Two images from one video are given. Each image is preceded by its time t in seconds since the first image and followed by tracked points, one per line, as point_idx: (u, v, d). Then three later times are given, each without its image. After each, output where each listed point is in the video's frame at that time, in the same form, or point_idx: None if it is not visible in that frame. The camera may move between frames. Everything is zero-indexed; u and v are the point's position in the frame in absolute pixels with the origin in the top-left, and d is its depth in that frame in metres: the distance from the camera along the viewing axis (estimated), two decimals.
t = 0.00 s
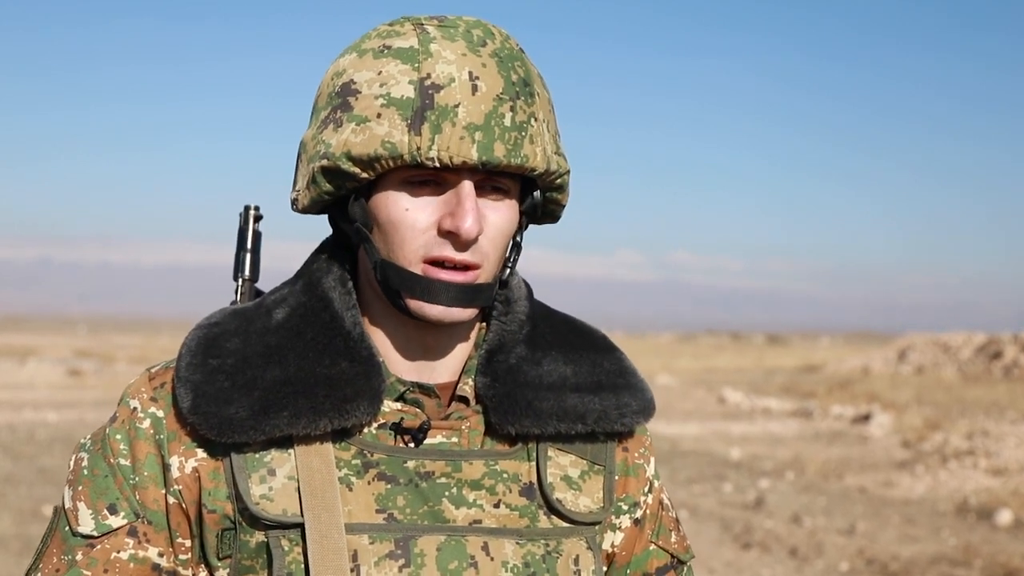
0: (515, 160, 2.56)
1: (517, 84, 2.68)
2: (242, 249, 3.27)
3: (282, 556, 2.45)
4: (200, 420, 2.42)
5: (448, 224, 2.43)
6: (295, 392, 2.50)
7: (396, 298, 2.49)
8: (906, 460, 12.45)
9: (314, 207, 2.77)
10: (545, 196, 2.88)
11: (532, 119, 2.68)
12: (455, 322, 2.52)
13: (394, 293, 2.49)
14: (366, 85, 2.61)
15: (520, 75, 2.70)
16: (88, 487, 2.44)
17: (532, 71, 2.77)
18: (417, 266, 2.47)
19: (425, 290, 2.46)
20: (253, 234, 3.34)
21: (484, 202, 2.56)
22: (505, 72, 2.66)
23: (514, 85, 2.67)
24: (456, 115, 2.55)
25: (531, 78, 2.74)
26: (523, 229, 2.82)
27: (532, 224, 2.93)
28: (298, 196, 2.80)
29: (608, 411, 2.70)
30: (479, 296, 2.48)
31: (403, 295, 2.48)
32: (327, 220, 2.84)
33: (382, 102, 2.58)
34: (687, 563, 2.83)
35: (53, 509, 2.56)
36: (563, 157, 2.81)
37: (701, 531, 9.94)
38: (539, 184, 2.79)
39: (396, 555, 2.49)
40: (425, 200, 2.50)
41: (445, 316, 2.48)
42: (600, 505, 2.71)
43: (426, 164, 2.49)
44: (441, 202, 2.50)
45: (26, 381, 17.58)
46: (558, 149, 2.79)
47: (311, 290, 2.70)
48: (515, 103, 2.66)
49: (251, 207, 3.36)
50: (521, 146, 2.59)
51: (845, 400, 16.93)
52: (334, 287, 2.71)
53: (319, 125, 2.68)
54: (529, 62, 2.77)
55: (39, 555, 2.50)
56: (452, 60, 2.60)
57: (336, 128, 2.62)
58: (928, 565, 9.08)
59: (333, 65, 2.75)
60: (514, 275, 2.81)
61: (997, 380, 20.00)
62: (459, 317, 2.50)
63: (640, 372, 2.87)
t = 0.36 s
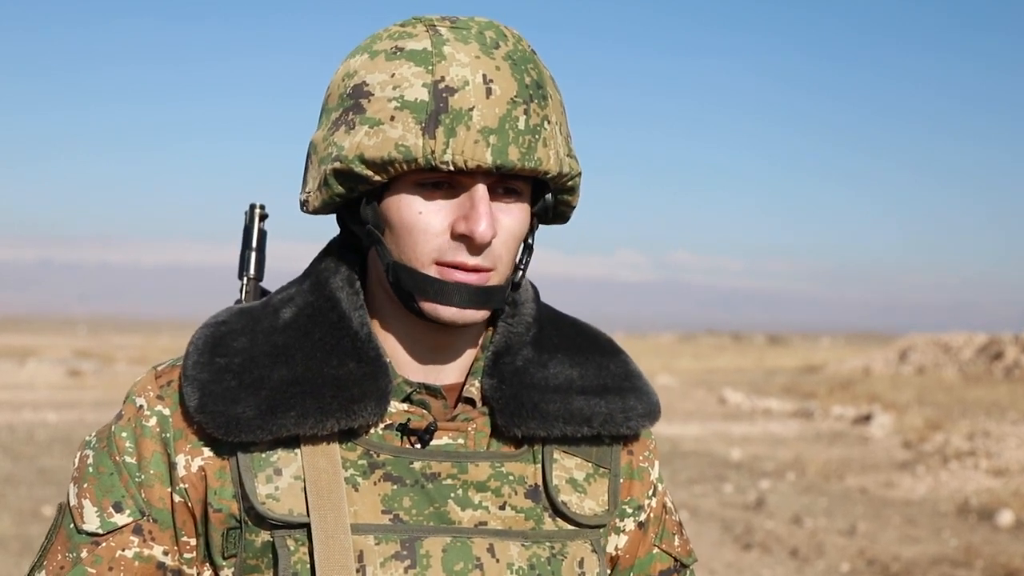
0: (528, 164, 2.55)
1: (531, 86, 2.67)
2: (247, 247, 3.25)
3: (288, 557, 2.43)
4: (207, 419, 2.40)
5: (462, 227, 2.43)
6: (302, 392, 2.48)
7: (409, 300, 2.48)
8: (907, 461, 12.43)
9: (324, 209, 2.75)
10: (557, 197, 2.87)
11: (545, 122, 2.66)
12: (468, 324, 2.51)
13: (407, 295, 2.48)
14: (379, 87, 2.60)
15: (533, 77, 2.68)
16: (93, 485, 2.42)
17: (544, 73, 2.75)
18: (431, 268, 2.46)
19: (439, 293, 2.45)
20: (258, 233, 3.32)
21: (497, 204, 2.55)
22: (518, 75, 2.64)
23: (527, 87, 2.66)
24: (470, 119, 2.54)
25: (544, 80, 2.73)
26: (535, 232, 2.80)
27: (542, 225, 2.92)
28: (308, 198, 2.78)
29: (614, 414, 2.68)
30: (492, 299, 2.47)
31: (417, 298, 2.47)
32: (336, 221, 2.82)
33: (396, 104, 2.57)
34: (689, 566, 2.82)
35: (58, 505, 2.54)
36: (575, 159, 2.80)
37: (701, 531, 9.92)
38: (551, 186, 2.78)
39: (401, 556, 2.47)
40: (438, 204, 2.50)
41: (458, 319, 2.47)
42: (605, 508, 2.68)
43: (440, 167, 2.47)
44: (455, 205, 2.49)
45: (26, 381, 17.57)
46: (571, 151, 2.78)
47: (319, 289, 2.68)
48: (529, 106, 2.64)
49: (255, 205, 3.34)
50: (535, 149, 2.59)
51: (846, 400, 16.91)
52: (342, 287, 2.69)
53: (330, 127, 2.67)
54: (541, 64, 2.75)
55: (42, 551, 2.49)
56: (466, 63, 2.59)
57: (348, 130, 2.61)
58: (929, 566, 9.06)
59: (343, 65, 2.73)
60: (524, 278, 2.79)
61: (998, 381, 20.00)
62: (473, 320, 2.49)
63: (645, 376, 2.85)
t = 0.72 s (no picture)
0: (531, 161, 2.54)
1: (531, 84, 2.66)
2: (242, 251, 3.22)
3: (285, 559, 2.41)
4: (204, 419, 2.39)
5: (466, 226, 2.42)
6: (300, 393, 2.47)
7: (411, 301, 2.47)
8: (908, 462, 12.41)
9: (323, 211, 2.74)
10: (557, 197, 2.85)
11: (547, 120, 2.65)
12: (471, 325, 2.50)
13: (409, 297, 2.47)
14: (379, 87, 2.59)
15: (534, 76, 2.67)
16: (87, 488, 2.41)
17: (543, 72, 2.74)
18: (433, 270, 2.45)
19: (442, 293, 2.44)
20: (253, 237, 3.29)
21: (499, 204, 2.54)
22: (519, 73, 2.63)
23: (528, 86, 2.65)
24: (473, 117, 2.53)
25: (544, 78, 2.72)
26: (535, 233, 2.79)
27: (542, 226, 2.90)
28: (306, 200, 2.77)
29: (614, 416, 2.67)
30: (495, 299, 2.46)
31: (419, 299, 2.46)
32: (334, 223, 2.81)
33: (397, 104, 2.56)
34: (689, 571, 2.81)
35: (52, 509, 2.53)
36: (576, 158, 2.78)
37: (702, 532, 9.90)
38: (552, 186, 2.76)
39: (400, 558, 2.46)
40: (441, 203, 2.48)
41: (462, 320, 2.46)
42: (605, 511, 2.67)
43: (443, 166, 2.46)
44: (457, 204, 2.48)
45: (26, 381, 17.56)
46: (572, 150, 2.77)
47: (316, 291, 2.67)
48: (530, 104, 2.63)
49: (250, 209, 3.31)
50: (537, 147, 2.58)
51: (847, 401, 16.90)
52: (339, 288, 2.68)
53: (329, 128, 2.66)
54: (540, 63, 2.74)
55: (37, 555, 2.48)
56: (467, 61, 2.58)
57: (348, 131, 2.60)
58: (930, 567, 9.03)
59: (341, 66, 2.72)
60: (524, 279, 2.78)
61: (999, 381, 19.98)
62: (476, 320, 2.48)
63: (645, 379, 2.84)
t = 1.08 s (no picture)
0: (534, 161, 2.53)
1: (534, 84, 2.64)
2: (242, 256, 3.20)
3: (287, 562, 2.40)
4: (204, 419, 2.38)
5: (467, 226, 2.41)
6: (302, 392, 2.46)
7: (412, 302, 2.46)
8: (909, 462, 12.40)
9: (324, 213, 2.72)
10: (561, 198, 2.84)
11: (550, 120, 2.64)
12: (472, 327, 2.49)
13: (411, 298, 2.46)
14: (380, 86, 2.57)
15: (537, 75, 2.66)
16: (84, 492, 2.40)
17: (547, 72, 2.73)
18: (435, 270, 2.44)
19: (444, 295, 2.43)
20: (254, 242, 3.26)
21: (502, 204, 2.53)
22: (522, 72, 2.62)
23: (531, 85, 2.63)
24: (475, 115, 2.51)
25: (547, 78, 2.70)
26: (538, 234, 2.78)
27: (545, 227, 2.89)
28: (307, 202, 2.75)
29: (622, 416, 2.66)
30: (498, 301, 2.46)
31: (420, 300, 2.46)
32: (336, 225, 2.80)
33: (398, 102, 2.54)
34: None
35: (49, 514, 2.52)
36: (580, 158, 2.77)
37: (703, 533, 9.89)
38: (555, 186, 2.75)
39: (405, 561, 2.45)
40: (442, 202, 2.47)
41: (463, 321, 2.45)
42: (615, 514, 2.66)
43: (445, 165, 2.45)
44: (458, 203, 2.46)
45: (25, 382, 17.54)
46: (575, 150, 2.75)
47: (317, 291, 2.66)
48: (533, 103, 2.62)
49: (251, 215, 3.28)
50: (540, 146, 2.56)
51: (848, 401, 16.89)
52: (341, 288, 2.67)
53: (330, 129, 2.64)
54: (544, 63, 2.73)
55: (33, 561, 2.47)
56: (469, 59, 2.56)
57: (349, 130, 2.58)
58: (931, 568, 9.02)
59: (342, 66, 2.71)
60: (528, 280, 2.77)
61: (1000, 382, 19.97)
62: (478, 322, 2.47)
63: (653, 380, 2.83)
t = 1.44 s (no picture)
0: (547, 150, 2.50)
1: (547, 74, 2.61)
2: (252, 256, 3.17)
3: (300, 565, 2.37)
4: (216, 420, 2.35)
5: (481, 216, 2.38)
6: (314, 393, 2.43)
7: (424, 294, 2.43)
8: (910, 463, 12.39)
9: (336, 207, 2.69)
10: (574, 193, 2.81)
11: (563, 110, 2.61)
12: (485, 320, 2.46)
13: (422, 289, 2.43)
14: (392, 77, 2.54)
15: (549, 67, 2.63)
16: (94, 495, 2.37)
17: (559, 65, 2.71)
18: (447, 261, 2.42)
19: (457, 286, 2.40)
20: (264, 243, 3.20)
21: (515, 197, 2.50)
22: (534, 62, 2.59)
23: (544, 75, 2.60)
24: (488, 103, 2.48)
25: (560, 70, 2.68)
26: (552, 228, 2.75)
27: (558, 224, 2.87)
28: (319, 197, 2.72)
29: (638, 417, 2.63)
30: (512, 293, 2.43)
31: (432, 291, 2.43)
32: (348, 222, 2.76)
33: (410, 92, 2.51)
34: None
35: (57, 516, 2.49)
36: (592, 150, 2.74)
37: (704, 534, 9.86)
38: (568, 179, 2.71)
39: (420, 564, 2.42)
40: (455, 193, 2.44)
41: (476, 313, 2.42)
42: (631, 517, 2.63)
43: (458, 152, 2.42)
44: (471, 194, 2.44)
45: (24, 383, 17.47)
46: (588, 142, 2.72)
47: (330, 290, 2.63)
48: (547, 93, 2.58)
49: (262, 215, 3.20)
50: (553, 136, 2.53)
51: (849, 402, 16.88)
52: (354, 287, 2.64)
53: (342, 122, 2.61)
54: (556, 57, 2.71)
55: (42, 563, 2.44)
56: (482, 49, 2.54)
57: (361, 122, 2.55)
58: (932, 570, 9.00)
59: (354, 62, 2.68)
60: (542, 277, 2.74)
61: (1000, 383, 19.91)
62: (491, 314, 2.44)
63: (668, 382, 2.80)
